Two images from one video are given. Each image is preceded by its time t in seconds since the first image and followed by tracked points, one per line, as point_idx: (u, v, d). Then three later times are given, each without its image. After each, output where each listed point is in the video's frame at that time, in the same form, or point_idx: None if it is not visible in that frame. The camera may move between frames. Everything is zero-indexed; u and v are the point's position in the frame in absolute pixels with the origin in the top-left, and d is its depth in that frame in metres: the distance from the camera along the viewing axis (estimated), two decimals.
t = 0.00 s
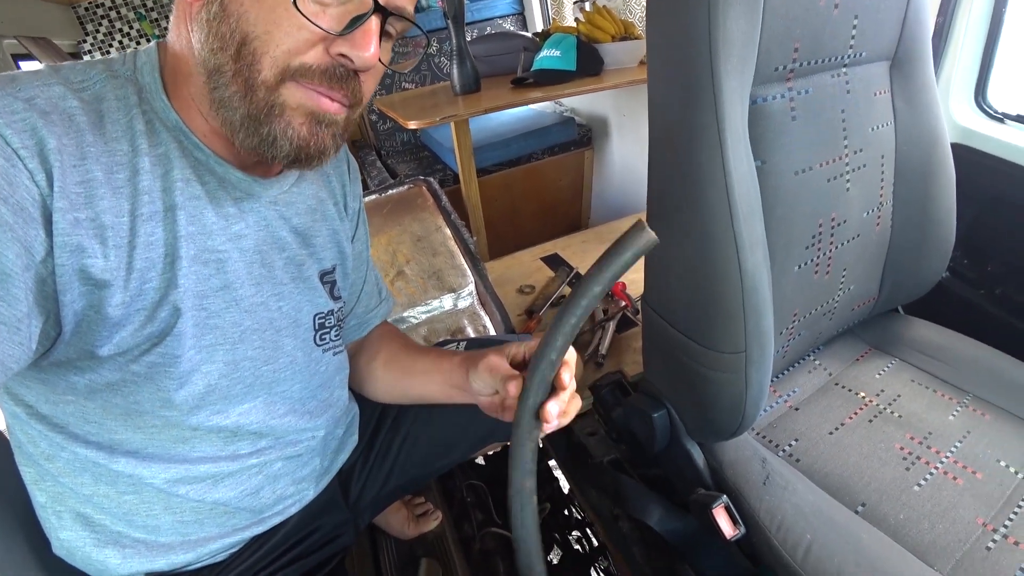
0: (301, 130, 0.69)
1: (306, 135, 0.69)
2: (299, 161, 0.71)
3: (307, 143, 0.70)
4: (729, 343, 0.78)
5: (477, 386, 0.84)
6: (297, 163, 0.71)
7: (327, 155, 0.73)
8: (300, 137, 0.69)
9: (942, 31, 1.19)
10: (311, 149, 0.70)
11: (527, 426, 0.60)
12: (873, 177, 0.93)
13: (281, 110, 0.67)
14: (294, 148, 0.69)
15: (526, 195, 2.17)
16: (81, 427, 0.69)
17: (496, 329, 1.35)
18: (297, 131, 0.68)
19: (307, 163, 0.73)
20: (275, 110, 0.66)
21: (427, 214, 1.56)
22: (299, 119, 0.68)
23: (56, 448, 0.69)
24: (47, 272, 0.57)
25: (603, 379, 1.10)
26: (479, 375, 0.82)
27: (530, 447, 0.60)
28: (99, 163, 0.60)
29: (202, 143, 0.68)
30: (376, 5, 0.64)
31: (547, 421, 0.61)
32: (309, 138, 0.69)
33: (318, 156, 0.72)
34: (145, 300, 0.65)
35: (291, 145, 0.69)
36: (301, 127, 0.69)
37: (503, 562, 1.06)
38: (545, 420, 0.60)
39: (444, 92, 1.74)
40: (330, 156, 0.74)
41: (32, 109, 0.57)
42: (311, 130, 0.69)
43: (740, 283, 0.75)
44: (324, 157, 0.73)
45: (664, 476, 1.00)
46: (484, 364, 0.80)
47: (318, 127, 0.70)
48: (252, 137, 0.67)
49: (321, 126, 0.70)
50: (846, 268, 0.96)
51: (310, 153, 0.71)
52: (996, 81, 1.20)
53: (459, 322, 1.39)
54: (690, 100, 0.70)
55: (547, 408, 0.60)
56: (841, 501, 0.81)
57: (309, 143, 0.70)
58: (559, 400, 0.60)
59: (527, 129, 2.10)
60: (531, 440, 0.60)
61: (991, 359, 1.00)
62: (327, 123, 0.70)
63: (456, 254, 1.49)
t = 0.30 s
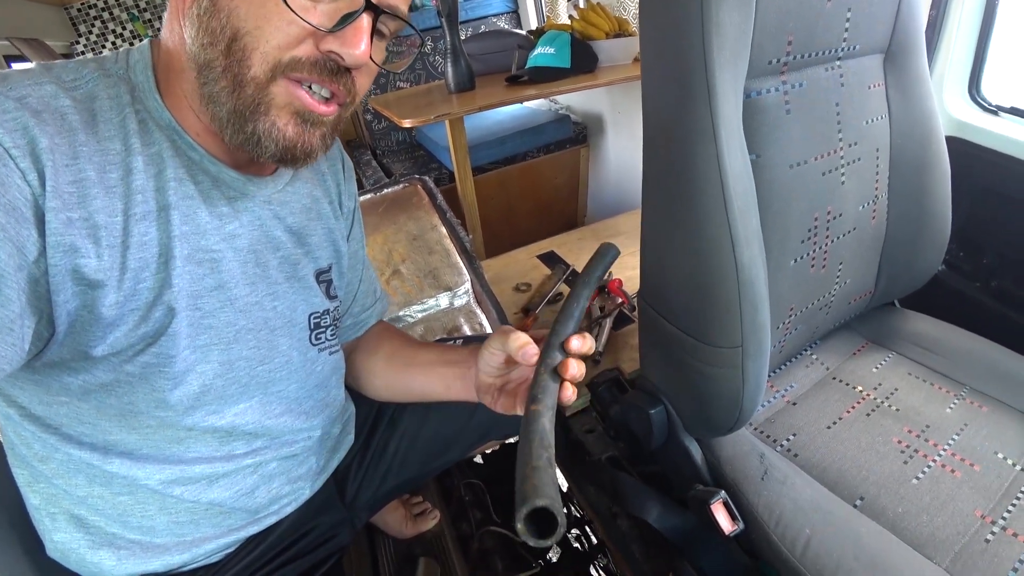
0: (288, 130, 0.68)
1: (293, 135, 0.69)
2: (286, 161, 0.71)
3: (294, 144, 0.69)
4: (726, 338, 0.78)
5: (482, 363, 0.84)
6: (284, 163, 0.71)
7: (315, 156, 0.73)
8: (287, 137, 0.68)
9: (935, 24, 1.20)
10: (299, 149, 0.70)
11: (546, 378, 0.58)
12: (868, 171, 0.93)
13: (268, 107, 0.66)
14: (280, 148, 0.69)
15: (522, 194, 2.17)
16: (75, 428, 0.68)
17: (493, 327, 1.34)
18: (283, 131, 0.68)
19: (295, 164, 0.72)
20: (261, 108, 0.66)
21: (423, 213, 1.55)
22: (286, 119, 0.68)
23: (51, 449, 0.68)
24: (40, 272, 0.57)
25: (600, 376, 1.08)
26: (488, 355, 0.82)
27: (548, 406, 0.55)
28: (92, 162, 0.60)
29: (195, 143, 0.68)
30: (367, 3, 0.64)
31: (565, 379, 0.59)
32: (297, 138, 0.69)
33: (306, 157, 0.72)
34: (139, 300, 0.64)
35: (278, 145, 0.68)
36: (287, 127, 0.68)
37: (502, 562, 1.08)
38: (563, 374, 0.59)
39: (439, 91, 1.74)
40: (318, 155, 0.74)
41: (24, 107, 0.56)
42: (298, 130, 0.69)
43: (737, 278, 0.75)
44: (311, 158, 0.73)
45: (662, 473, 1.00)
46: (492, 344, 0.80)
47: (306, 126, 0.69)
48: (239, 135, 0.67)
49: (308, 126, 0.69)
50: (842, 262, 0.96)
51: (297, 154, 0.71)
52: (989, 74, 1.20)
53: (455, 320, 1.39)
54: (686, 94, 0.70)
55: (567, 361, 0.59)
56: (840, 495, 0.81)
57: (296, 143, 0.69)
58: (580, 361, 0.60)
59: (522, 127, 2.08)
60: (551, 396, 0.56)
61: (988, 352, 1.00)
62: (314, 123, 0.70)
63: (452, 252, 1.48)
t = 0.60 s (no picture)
0: (278, 122, 0.67)
1: (283, 128, 0.68)
2: (276, 154, 0.70)
3: (283, 136, 0.68)
4: (730, 343, 0.77)
5: (489, 366, 0.82)
6: (275, 156, 0.70)
7: (305, 152, 0.72)
8: (276, 129, 0.67)
9: (944, 25, 1.18)
10: (288, 142, 0.69)
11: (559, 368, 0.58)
12: (875, 174, 0.92)
13: (257, 96, 0.65)
14: (269, 140, 0.68)
15: (524, 193, 2.16)
16: (72, 431, 0.68)
17: (494, 328, 1.34)
18: (272, 123, 0.67)
19: (286, 159, 0.71)
20: (249, 97, 0.65)
21: (425, 212, 1.55)
22: (275, 110, 0.67)
23: (48, 452, 0.68)
24: (36, 275, 0.56)
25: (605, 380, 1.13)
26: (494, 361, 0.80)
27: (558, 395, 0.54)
28: (89, 163, 0.59)
29: (193, 141, 0.67)
30: None
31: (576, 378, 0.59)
32: (286, 131, 0.68)
33: (295, 151, 0.71)
34: (136, 304, 0.64)
35: (267, 137, 0.67)
36: (277, 118, 0.67)
37: (503, 562, 1.06)
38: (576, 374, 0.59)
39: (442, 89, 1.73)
40: (308, 152, 0.73)
41: (20, 108, 0.55)
42: (288, 122, 0.68)
43: (742, 282, 0.74)
44: (301, 154, 0.72)
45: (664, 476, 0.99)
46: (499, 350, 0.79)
47: (296, 119, 0.68)
48: (227, 127, 0.66)
49: (299, 119, 0.68)
50: (848, 266, 0.95)
51: (287, 148, 0.70)
52: (998, 75, 1.19)
53: (457, 320, 1.38)
54: (690, 96, 0.69)
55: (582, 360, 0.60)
56: (844, 502, 0.80)
57: (286, 136, 0.68)
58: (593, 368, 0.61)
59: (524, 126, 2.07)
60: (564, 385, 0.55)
61: (995, 357, 0.99)
62: (306, 116, 0.69)
63: (454, 252, 1.48)
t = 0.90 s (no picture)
0: (262, 122, 0.67)
1: (267, 128, 0.67)
2: (261, 155, 0.69)
3: (268, 137, 0.68)
4: (732, 339, 0.77)
5: (497, 355, 0.85)
6: (260, 157, 0.69)
7: (292, 153, 0.71)
8: (260, 129, 0.67)
9: (944, 21, 1.18)
10: (273, 143, 0.69)
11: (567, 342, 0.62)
12: (876, 170, 0.92)
13: (242, 92, 0.65)
14: (253, 140, 0.67)
15: (525, 193, 2.16)
16: (73, 425, 0.68)
17: (495, 327, 1.34)
18: (256, 122, 0.67)
19: (272, 160, 0.71)
20: (234, 92, 0.65)
21: (426, 212, 1.55)
22: (259, 109, 0.66)
23: (49, 446, 0.68)
24: (41, 271, 0.56)
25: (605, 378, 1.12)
26: (501, 351, 0.84)
27: (566, 351, 0.58)
28: (93, 159, 0.59)
29: (194, 139, 0.67)
30: None
31: (581, 357, 0.63)
32: (271, 131, 0.67)
33: (282, 153, 0.70)
34: (139, 299, 0.64)
35: (251, 136, 0.67)
36: (262, 117, 0.67)
37: (503, 562, 1.06)
38: (581, 353, 0.63)
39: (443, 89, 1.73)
40: (296, 154, 0.72)
41: (25, 104, 0.55)
42: (273, 122, 0.67)
43: (743, 277, 0.74)
44: (287, 156, 0.71)
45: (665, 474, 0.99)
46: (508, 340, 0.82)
47: (281, 118, 0.68)
48: (213, 122, 0.66)
49: (285, 119, 0.68)
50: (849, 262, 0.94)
51: (272, 149, 0.69)
52: (998, 72, 1.19)
53: (458, 320, 1.38)
54: (691, 92, 0.69)
55: (590, 342, 0.64)
56: (847, 499, 0.79)
57: (271, 136, 0.68)
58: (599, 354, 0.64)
59: (525, 126, 2.08)
60: (572, 344, 0.60)
61: (997, 353, 0.98)
62: (293, 116, 0.68)
63: (455, 251, 1.48)
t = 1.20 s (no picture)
0: (294, 141, 0.69)
1: (299, 146, 0.69)
2: (294, 173, 0.71)
3: (300, 155, 0.69)
4: (758, 360, 0.76)
5: (523, 375, 0.84)
6: (294, 176, 0.71)
7: (324, 170, 0.73)
8: (293, 148, 0.69)
9: (974, 34, 1.16)
10: (304, 162, 0.70)
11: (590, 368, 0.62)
12: (905, 187, 0.90)
13: (276, 117, 0.67)
14: (286, 159, 0.69)
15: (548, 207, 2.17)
16: (108, 436, 0.70)
17: (518, 342, 1.34)
18: (289, 141, 0.68)
19: (305, 177, 0.73)
20: (268, 117, 0.67)
21: (449, 226, 1.55)
22: (292, 128, 0.68)
23: (84, 455, 0.70)
24: (83, 289, 0.58)
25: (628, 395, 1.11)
26: (527, 370, 0.83)
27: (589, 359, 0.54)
28: (133, 181, 0.61)
29: (228, 160, 0.69)
30: (374, 8, 0.66)
31: (605, 380, 0.64)
32: (302, 150, 0.69)
33: (314, 171, 0.72)
34: (173, 317, 0.66)
35: (284, 155, 0.69)
36: (294, 137, 0.68)
37: None
38: (605, 375, 0.64)
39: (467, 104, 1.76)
40: (327, 171, 0.74)
41: (71, 129, 0.58)
42: (305, 141, 0.69)
43: (769, 297, 0.73)
44: (320, 172, 0.73)
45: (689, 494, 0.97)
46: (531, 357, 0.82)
47: (314, 138, 0.69)
48: (248, 146, 0.68)
49: (316, 137, 0.69)
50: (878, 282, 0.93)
51: (305, 166, 0.71)
52: None
53: (480, 334, 1.38)
54: (717, 113, 0.69)
55: (613, 366, 0.65)
56: (876, 525, 0.77)
57: (302, 155, 0.70)
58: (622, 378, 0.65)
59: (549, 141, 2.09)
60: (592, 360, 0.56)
61: None
62: (323, 134, 0.70)
63: (478, 266, 1.48)
